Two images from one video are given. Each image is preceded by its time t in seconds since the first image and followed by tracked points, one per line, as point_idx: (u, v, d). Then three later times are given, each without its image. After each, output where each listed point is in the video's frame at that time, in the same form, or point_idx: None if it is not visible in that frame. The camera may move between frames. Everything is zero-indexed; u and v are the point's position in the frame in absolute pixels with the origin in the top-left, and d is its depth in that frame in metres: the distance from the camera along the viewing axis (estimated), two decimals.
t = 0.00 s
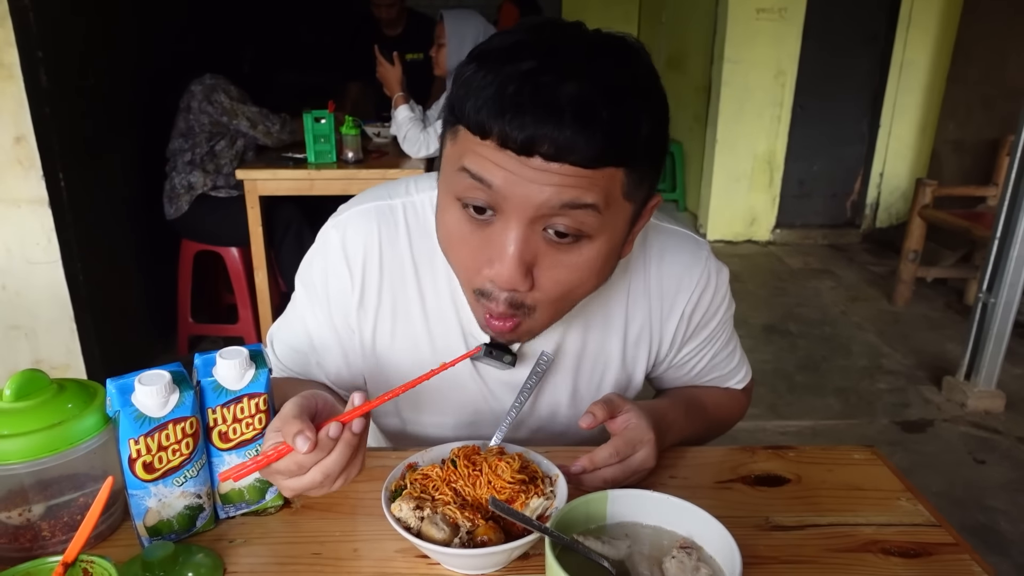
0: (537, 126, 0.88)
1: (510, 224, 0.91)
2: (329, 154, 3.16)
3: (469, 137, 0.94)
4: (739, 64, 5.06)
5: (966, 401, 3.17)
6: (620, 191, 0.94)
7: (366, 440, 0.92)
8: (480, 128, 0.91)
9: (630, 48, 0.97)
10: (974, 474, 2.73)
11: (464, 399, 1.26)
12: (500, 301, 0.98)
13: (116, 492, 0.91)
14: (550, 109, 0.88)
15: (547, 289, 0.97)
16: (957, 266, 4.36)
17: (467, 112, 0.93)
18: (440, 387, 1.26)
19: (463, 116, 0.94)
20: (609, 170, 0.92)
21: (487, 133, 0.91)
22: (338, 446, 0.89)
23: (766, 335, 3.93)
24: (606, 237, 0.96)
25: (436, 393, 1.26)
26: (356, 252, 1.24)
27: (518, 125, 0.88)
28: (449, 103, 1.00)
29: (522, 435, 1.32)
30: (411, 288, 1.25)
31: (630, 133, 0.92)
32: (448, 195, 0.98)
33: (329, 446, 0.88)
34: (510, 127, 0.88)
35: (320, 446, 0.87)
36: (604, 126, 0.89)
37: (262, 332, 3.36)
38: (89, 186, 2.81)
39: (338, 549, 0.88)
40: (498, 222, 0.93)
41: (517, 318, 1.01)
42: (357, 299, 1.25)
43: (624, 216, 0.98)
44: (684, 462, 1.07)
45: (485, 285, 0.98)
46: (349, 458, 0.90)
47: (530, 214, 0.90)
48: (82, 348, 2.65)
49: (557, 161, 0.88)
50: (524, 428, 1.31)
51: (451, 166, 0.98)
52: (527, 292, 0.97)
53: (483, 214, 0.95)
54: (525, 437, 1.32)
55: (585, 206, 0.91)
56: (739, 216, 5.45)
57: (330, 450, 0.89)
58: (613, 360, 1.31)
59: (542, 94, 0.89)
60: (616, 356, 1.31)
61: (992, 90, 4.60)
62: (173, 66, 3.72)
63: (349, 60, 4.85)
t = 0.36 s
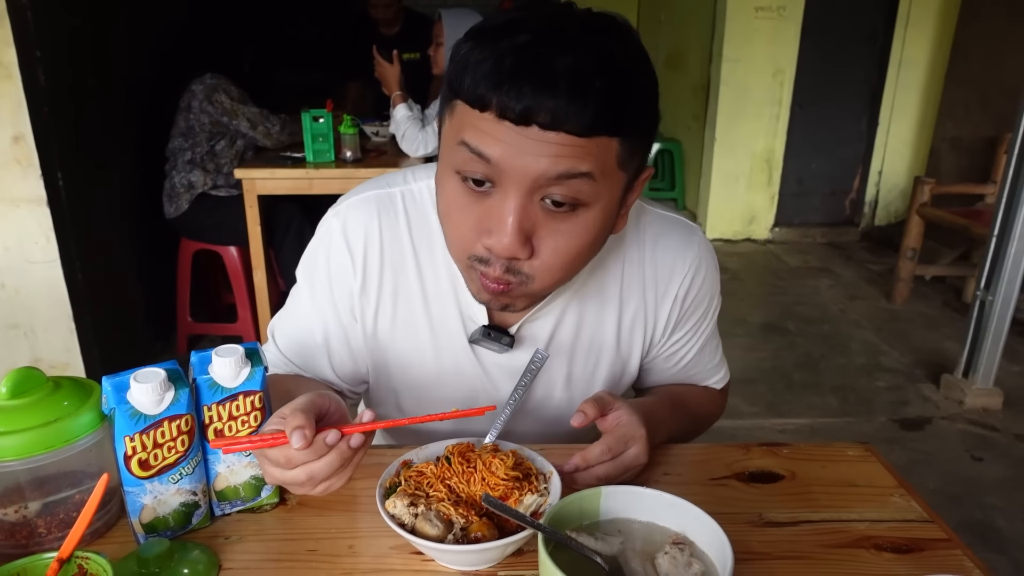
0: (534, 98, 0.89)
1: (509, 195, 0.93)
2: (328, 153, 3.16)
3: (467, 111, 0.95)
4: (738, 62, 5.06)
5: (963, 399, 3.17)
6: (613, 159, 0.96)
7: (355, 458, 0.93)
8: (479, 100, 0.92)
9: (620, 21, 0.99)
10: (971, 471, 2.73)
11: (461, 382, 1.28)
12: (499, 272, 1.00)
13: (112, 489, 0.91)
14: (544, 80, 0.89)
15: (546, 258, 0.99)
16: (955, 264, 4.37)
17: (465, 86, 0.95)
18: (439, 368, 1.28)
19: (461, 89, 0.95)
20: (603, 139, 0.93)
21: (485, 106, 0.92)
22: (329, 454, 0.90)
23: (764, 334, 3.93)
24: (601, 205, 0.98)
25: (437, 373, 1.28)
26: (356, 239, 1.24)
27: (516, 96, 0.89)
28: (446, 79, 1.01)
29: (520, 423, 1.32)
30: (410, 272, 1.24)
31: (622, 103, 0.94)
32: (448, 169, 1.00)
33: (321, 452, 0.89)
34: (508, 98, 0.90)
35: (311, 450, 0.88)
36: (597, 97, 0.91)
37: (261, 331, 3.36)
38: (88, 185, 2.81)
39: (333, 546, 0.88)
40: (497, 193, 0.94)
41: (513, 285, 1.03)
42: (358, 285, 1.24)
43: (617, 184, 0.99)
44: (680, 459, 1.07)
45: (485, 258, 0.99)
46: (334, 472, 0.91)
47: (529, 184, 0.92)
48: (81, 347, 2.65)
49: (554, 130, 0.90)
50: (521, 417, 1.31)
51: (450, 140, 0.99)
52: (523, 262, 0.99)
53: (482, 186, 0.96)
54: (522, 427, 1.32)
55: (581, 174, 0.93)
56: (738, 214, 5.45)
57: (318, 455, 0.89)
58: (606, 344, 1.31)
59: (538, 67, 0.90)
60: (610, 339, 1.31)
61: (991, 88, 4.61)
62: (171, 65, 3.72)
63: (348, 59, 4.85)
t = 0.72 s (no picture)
0: (516, 76, 0.90)
1: (493, 175, 0.94)
2: (325, 153, 3.17)
3: (451, 93, 0.96)
4: (735, 62, 5.06)
5: (959, 398, 3.18)
6: (592, 138, 0.97)
7: (338, 463, 0.93)
8: (462, 82, 0.93)
9: (596, 7, 1.01)
10: (966, 470, 2.74)
11: (448, 370, 1.28)
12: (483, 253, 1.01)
13: (101, 488, 0.92)
14: (526, 59, 0.91)
15: (530, 238, 0.99)
16: (952, 263, 4.37)
17: (448, 70, 0.96)
18: (427, 356, 1.28)
19: (445, 72, 0.96)
20: (583, 117, 0.94)
21: (468, 87, 0.93)
22: (314, 456, 0.90)
23: (761, 333, 3.94)
24: (582, 184, 0.99)
25: (425, 363, 1.28)
26: (345, 231, 1.25)
27: (498, 75, 0.91)
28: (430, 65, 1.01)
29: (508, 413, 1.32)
30: (399, 262, 1.25)
31: (602, 84, 0.95)
32: (432, 152, 1.01)
33: (306, 453, 0.90)
34: (491, 78, 0.91)
35: (296, 450, 0.88)
36: (577, 77, 0.92)
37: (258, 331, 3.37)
38: (85, 185, 2.82)
39: (321, 545, 0.89)
40: (481, 173, 0.95)
41: (499, 266, 1.03)
42: (348, 276, 1.25)
43: (598, 164, 1.01)
44: (667, 458, 1.08)
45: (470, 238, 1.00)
46: (317, 474, 0.92)
47: (511, 162, 0.93)
48: (78, 347, 2.66)
49: (534, 108, 0.91)
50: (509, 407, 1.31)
51: (433, 124, 1.00)
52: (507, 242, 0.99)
53: (466, 167, 0.97)
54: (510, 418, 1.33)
55: (561, 153, 0.94)
56: (736, 214, 5.46)
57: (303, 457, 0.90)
58: (591, 330, 1.31)
59: (519, 47, 0.91)
60: (594, 326, 1.31)
61: (988, 87, 4.61)
62: (168, 66, 3.73)
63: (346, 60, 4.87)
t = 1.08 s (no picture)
0: (508, 69, 0.91)
1: (487, 167, 0.94)
2: (324, 152, 3.17)
3: (445, 87, 0.96)
4: (735, 62, 5.07)
5: (957, 398, 3.19)
6: (585, 130, 0.97)
7: (332, 466, 0.94)
8: (456, 75, 0.93)
9: None
10: (963, 470, 2.75)
11: (445, 366, 1.28)
12: (479, 245, 1.01)
13: (100, 485, 0.92)
14: (519, 51, 0.91)
15: (524, 232, 0.99)
16: (951, 264, 4.37)
17: (442, 64, 0.96)
18: (423, 350, 1.28)
19: (438, 66, 0.96)
20: (575, 109, 0.94)
21: (461, 81, 0.93)
22: (308, 457, 0.91)
23: (760, 333, 3.94)
24: (576, 176, 0.99)
25: (421, 358, 1.28)
26: (343, 226, 1.25)
27: (491, 68, 0.91)
28: (425, 59, 1.01)
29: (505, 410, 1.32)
30: (396, 257, 1.25)
31: (593, 75, 0.95)
32: (427, 145, 1.01)
33: (300, 454, 0.90)
34: (484, 71, 0.91)
35: (290, 451, 0.89)
36: (569, 68, 0.92)
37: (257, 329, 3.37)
38: (84, 183, 2.82)
39: (320, 542, 0.89)
40: (476, 165, 0.95)
41: (495, 259, 1.03)
42: (346, 270, 1.25)
43: (590, 156, 1.01)
44: (665, 457, 1.08)
45: (465, 231, 1.00)
46: (309, 476, 0.92)
47: (505, 155, 0.93)
48: (76, 345, 2.65)
49: (527, 100, 0.91)
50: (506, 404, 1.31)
51: (428, 117, 1.00)
52: (502, 233, 0.99)
53: (461, 159, 0.97)
54: (507, 414, 1.33)
55: (554, 145, 0.94)
56: (734, 214, 5.46)
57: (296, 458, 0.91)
58: (586, 326, 1.31)
59: (511, 40, 0.91)
60: (589, 321, 1.31)
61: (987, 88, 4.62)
62: (167, 64, 3.73)
63: (345, 59, 4.87)
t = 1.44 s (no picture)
0: (526, 71, 0.91)
1: (503, 168, 0.94)
2: (328, 152, 3.17)
3: (462, 87, 0.96)
4: (738, 62, 5.07)
5: (961, 398, 3.19)
6: (602, 132, 0.97)
7: (350, 474, 0.94)
8: (474, 76, 0.94)
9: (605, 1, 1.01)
10: (968, 470, 2.75)
11: (457, 367, 1.28)
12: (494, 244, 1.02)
13: (117, 484, 0.92)
14: (537, 52, 0.91)
15: (540, 232, 1.00)
16: (954, 264, 4.37)
17: (460, 64, 0.96)
18: (435, 351, 1.28)
19: (456, 67, 0.96)
20: (592, 112, 0.95)
21: (479, 82, 0.93)
22: (327, 465, 0.91)
23: (763, 333, 3.95)
24: (592, 177, 1.00)
25: (433, 358, 1.28)
26: (357, 226, 1.26)
27: (509, 70, 0.91)
28: (441, 59, 1.02)
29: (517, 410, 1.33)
30: (409, 258, 1.25)
31: (610, 77, 0.95)
32: (443, 145, 1.01)
33: (319, 461, 0.90)
34: (502, 72, 0.91)
35: (309, 457, 0.89)
36: (587, 70, 0.92)
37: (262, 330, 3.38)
38: (89, 183, 2.82)
39: (335, 541, 0.89)
40: (492, 166, 0.96)
41: (511, 259, 1.04)
42: (360, 271, 1.25)
43: (607, 158, 1.01)
44: (676, 456, 1.08)
45: (480, 229, 1.01)
46: (328, 483, 0.92)
47: (521, 157, 0.93)
48: (82, 344, 2.65)
49: (544, 102, 0.91)
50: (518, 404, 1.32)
51: (444, 118, 1.01)
52: (517, 233, 1.00)
53: (477, 160, 0.98)
54: (518, 414, 1.33)
55: (570, 148, 0.94)
56: (737, 214, 5.46)
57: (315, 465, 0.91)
58: (598, 327, 1.32)
59: (529, 42, 0.91)
60: (601, 323, 1.31)
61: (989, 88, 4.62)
62: (170, 64, 3.73)
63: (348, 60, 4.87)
